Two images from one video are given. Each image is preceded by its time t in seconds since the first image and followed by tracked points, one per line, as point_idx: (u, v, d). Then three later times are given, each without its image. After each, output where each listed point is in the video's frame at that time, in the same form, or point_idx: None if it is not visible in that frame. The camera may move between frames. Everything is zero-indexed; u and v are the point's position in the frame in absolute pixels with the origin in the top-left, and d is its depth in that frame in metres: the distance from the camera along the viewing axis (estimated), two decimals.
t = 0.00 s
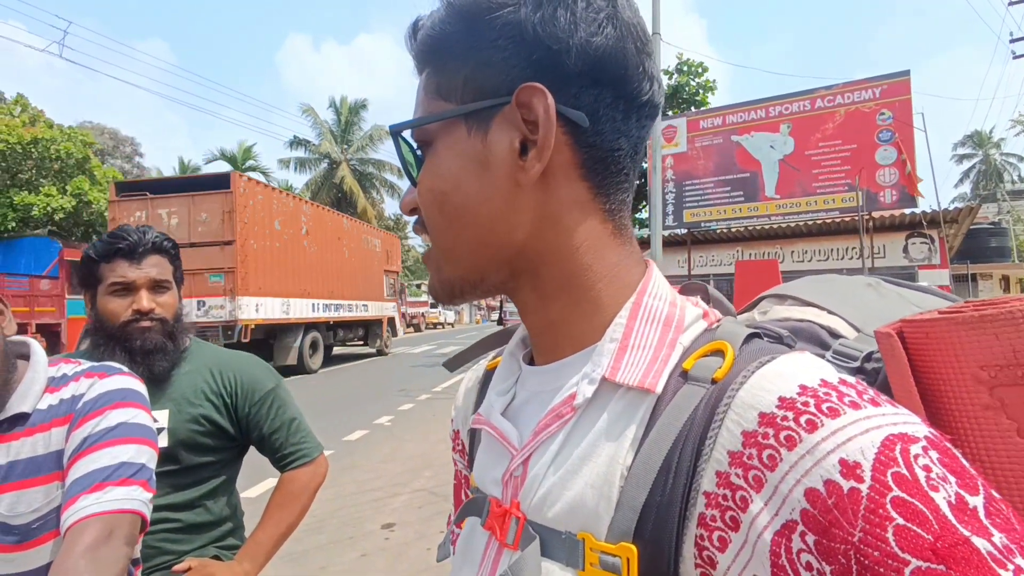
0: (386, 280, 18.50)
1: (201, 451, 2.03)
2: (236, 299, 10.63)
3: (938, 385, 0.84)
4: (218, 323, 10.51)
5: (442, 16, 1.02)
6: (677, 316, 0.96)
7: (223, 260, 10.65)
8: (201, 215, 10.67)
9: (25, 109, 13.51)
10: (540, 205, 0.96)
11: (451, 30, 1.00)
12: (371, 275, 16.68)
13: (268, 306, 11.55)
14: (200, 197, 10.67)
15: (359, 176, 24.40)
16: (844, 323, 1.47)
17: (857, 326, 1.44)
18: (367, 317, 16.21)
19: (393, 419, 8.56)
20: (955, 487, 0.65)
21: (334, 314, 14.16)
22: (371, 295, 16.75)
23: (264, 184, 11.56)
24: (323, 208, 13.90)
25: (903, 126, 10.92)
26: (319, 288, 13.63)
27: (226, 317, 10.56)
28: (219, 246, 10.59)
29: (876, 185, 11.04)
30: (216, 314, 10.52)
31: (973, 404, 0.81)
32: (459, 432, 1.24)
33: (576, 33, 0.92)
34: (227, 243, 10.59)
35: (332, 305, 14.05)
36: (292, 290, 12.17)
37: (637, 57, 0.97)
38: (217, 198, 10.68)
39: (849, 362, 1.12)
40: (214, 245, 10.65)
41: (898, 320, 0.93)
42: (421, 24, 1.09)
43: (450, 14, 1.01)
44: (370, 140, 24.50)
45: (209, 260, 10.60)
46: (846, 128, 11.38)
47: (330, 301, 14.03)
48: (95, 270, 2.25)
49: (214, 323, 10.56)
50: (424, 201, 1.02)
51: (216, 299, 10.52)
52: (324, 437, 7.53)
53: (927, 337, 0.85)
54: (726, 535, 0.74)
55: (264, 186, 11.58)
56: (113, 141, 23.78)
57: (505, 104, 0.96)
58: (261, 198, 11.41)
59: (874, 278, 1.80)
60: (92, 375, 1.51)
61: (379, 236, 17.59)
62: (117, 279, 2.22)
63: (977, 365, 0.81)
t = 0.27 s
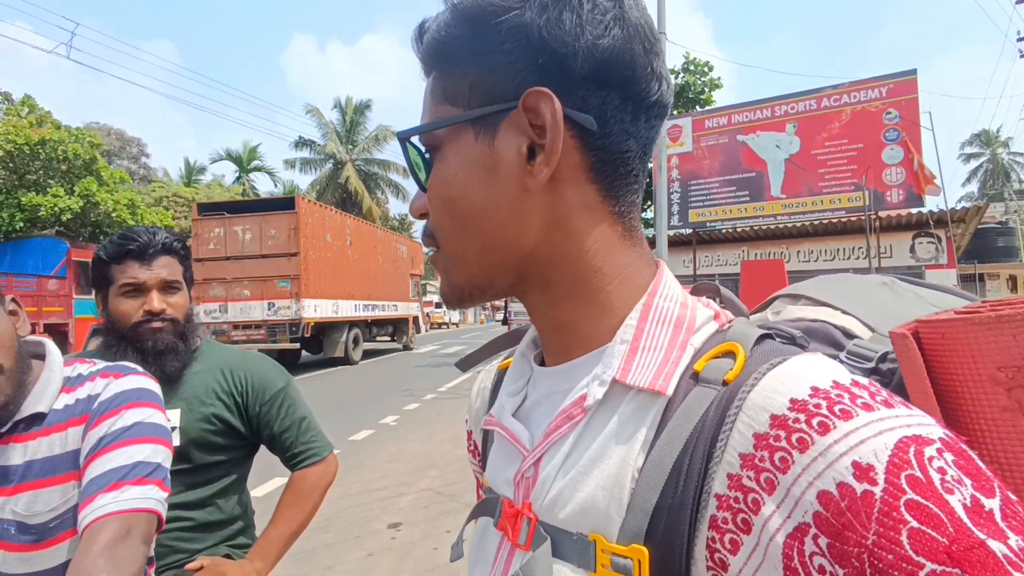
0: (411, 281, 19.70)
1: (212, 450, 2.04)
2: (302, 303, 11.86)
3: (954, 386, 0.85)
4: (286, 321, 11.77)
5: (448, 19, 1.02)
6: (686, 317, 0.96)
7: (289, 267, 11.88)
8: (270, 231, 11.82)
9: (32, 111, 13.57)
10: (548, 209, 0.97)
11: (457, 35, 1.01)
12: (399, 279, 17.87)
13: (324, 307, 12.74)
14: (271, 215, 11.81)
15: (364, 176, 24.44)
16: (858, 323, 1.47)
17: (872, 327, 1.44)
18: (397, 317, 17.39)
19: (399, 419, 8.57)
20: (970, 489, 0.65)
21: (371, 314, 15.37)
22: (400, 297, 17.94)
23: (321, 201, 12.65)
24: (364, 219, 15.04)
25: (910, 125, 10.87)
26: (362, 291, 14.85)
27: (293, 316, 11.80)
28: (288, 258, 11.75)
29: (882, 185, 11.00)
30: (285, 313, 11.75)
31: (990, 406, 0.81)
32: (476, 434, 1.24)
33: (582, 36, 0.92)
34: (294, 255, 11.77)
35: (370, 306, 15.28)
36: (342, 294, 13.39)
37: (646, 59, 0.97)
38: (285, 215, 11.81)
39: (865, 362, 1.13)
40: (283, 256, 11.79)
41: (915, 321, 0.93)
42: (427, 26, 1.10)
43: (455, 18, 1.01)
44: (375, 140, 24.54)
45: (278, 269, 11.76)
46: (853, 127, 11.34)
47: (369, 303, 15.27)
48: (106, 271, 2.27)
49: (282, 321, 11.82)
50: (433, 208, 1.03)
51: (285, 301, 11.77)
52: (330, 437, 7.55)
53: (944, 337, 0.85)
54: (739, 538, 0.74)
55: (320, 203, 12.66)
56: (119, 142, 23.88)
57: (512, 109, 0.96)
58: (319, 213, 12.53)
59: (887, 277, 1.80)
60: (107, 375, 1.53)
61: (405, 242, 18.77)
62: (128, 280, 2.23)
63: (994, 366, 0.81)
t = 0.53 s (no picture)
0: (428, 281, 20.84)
1: (217, 452, 2.04)
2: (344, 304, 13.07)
3: (969, 392, 0.85)
4: (330, 320, 12.98)
5: (456, 24, 1.01)
6: (697, 324, 0.95)
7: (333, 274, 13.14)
8: (317, 242, 12.99)
9: (34, 110, 13.59)
10: (557, 218, 0.96)
11: (465, 40, 1.00)
12: (418, 281, 19.10)
13: (360, 308, 13.93)
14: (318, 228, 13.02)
15: (365, 176, 24.46)
16: (872, 329, 1.47)
17: (885, 332, 1.44)
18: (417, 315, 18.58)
19: (399, 419, 8.57)
20: (989, 498, 0.65)
21: (396, 313, 16.57)
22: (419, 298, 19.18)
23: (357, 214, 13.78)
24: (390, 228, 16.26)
25: (911, 127, 10.87)
26: (389, 293, 16.06)
27: (336, 316, 13.01)
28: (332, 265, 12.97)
29: (884, 187, 10.99)
30: (329, 313, 12.97)
31: (1008, 414, 0.80)
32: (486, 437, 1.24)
33: (594, 44, 0.92)
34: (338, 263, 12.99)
35: (396, 306, 16.48)
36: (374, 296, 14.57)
37: (658, 65, 0.96)
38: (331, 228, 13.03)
39: (879, 369, 1.13)
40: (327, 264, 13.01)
41: (929, 327, 0.93)
42: (433, 28, 1.09)
43: (464, 23, 1.00)
44: (376, 140, 24.53)
45: (323, 275, 12.96)
46: (854, 129, 11.33)
47: (395, 303, 16.47)
48: (111, 273, 2.28)
49: (327, 320, 13.05)
50: (440, 215, 1.03)
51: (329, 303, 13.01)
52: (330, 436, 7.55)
53: (957, 345, 0.85)
54: (752, 547, 0.73)
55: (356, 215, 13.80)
56: (120, 141, 23.90)
57: (522, 117, 0.95)
58: (356, 224, 13.69)
59: (901, 282, 1.79)
60: (113, 377, 1.52)
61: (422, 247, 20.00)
62: (132, 281, 2.23)
63: (1012, 376, 0.80)
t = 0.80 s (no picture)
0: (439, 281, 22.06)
1: (218, 446, 2.04)
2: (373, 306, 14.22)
3: (970, 384, 0.85)
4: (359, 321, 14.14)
5: (474, 7, 1.01)
6: (703, 315, 0.95)
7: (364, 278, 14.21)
8: (350, 250, 14.12)
9: (34, 109, 13.59)
10: (571, 205, 0.96)
11: (485, 22, 0.99)
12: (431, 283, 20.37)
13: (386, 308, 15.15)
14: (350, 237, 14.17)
15: (364, 175, 24.45)
16: (874, 323, 1.48)
17: (889, 328, 1.44)
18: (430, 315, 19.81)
19: (398, 418, 8.57)
20: (989, 490, 0.65)
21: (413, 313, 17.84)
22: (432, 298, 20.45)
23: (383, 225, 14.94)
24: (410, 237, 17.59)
25: (911, 127, 10.88)
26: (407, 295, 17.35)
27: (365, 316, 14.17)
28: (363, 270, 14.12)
29: (883, 187, 10.99)
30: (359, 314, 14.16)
31: (1010, 407, 0.80)
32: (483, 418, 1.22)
33: (617, 32, 0.92)
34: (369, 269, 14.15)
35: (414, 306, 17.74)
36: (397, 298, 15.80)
37: (676, 56, 0.96)
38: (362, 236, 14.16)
39: (882, 362, 1.14)
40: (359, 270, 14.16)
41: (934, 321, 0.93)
42: (450, 11, 1.08)
43: (483, 7, 1.00)
44: (375, 140, 24.52)
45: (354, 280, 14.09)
46: (854, 128, 11.34)
47: (413, 304, 17.74)
48: (111, 269, 2.27)
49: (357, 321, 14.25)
50: (450, 198, 1.02)
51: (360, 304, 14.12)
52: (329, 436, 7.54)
53: (963, 339, 0.85)
54: (753, 537, 0.73)
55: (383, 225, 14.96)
56: (119, 140, 23.86)
57: (539, 103, 0.95)
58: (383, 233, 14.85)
59: (904, 278, 1.78)
60: (113, 371, 1.52)
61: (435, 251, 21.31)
62: (133, 277, 2.23)
63: (1015, 369, 0.80)
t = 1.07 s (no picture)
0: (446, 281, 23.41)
1: (215, 448, 2.03)
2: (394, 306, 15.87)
3: (964, 388, 0.84)
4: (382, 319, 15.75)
5: (475, 5, 1.00)
6: (699, 320, 0.95)
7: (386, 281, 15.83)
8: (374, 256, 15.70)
9: (33, 108, 13.58)
10: (569, 208, 0.96)
11: (486, 21, 0.98)
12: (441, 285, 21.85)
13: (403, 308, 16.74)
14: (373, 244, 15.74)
15: (363, 175, 24.45)
16: (868, 327, 1.48)
17: (884, 331, 1.44)
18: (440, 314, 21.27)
19: (397, 418, 8.57)
20: (987, 495, 0.64)
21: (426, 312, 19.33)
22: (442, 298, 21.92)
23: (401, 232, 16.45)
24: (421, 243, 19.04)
25: (909, 128, 10.88)
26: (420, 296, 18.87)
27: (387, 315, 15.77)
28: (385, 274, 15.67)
29: (882, 187, 10.99)
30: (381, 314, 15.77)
31: (1004, 413, 0.80)
32: (477, 419, 1.21)
33: (619, 35, 0.91)
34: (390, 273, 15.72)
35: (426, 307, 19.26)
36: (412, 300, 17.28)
37: (677, 60, 0.96)
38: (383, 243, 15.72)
39: (876, 367, 1.14)
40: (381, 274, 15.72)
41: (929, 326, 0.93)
42: (450, 11, 1.07)
43: (484, 6, 0.99)
44: (374, 140, 24.51)
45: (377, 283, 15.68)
46: (852, 129, 11.35)
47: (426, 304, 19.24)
48: (106, 270, 2.26)
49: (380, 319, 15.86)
50: (447, 199, 1.01)
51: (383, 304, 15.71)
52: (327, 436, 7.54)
53: (957, 344, 0.84)
54: (751, 542, 0.73)
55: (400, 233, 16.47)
56: (118, 139, 23.82)
57: (540, 104, 0.94)
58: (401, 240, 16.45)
59: (899, 282, 1.78)
60: (108, 373, 1.52)
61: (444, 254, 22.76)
62: (127, 279, 2.22)
63: (1011, 375, 0.80)
